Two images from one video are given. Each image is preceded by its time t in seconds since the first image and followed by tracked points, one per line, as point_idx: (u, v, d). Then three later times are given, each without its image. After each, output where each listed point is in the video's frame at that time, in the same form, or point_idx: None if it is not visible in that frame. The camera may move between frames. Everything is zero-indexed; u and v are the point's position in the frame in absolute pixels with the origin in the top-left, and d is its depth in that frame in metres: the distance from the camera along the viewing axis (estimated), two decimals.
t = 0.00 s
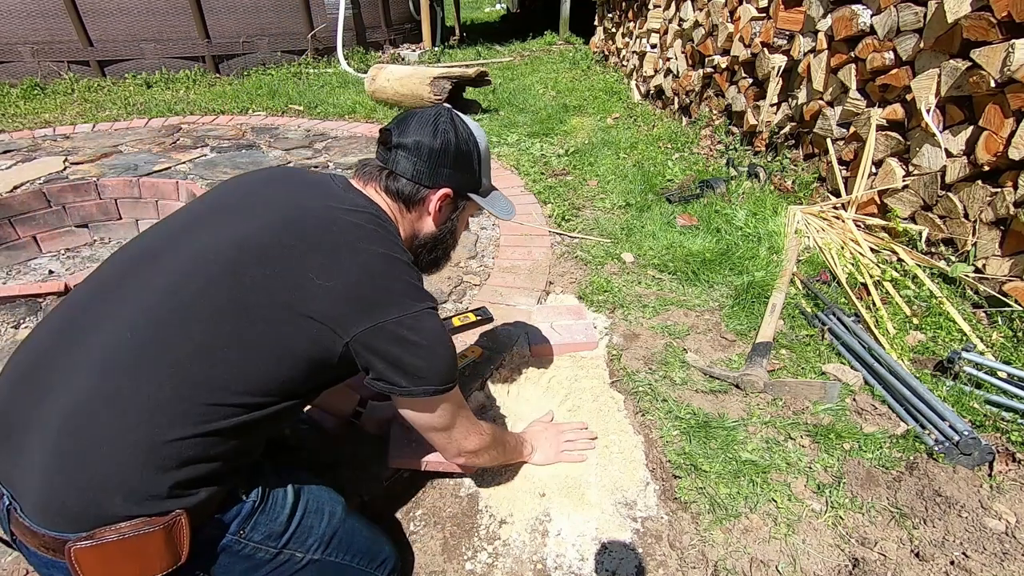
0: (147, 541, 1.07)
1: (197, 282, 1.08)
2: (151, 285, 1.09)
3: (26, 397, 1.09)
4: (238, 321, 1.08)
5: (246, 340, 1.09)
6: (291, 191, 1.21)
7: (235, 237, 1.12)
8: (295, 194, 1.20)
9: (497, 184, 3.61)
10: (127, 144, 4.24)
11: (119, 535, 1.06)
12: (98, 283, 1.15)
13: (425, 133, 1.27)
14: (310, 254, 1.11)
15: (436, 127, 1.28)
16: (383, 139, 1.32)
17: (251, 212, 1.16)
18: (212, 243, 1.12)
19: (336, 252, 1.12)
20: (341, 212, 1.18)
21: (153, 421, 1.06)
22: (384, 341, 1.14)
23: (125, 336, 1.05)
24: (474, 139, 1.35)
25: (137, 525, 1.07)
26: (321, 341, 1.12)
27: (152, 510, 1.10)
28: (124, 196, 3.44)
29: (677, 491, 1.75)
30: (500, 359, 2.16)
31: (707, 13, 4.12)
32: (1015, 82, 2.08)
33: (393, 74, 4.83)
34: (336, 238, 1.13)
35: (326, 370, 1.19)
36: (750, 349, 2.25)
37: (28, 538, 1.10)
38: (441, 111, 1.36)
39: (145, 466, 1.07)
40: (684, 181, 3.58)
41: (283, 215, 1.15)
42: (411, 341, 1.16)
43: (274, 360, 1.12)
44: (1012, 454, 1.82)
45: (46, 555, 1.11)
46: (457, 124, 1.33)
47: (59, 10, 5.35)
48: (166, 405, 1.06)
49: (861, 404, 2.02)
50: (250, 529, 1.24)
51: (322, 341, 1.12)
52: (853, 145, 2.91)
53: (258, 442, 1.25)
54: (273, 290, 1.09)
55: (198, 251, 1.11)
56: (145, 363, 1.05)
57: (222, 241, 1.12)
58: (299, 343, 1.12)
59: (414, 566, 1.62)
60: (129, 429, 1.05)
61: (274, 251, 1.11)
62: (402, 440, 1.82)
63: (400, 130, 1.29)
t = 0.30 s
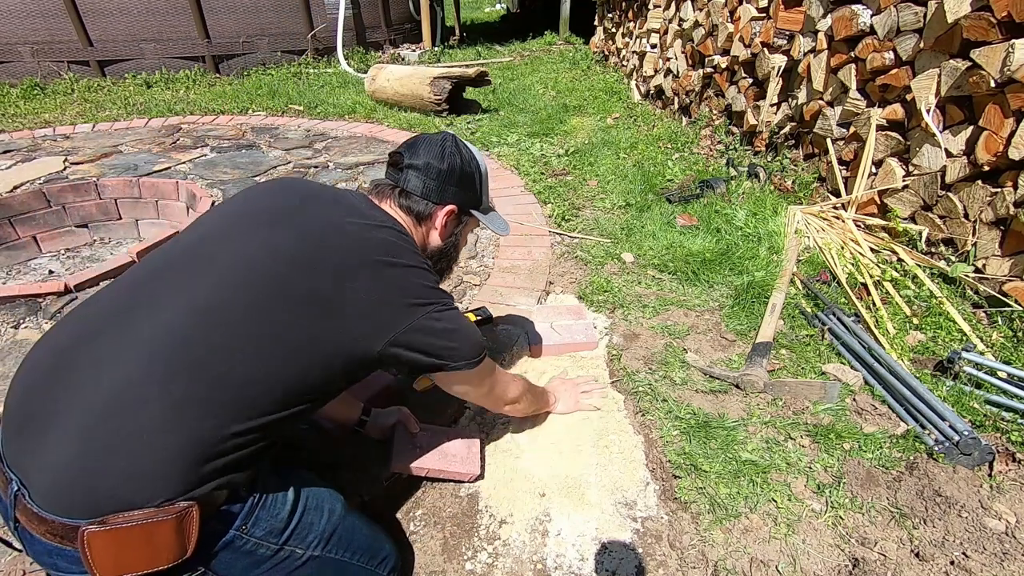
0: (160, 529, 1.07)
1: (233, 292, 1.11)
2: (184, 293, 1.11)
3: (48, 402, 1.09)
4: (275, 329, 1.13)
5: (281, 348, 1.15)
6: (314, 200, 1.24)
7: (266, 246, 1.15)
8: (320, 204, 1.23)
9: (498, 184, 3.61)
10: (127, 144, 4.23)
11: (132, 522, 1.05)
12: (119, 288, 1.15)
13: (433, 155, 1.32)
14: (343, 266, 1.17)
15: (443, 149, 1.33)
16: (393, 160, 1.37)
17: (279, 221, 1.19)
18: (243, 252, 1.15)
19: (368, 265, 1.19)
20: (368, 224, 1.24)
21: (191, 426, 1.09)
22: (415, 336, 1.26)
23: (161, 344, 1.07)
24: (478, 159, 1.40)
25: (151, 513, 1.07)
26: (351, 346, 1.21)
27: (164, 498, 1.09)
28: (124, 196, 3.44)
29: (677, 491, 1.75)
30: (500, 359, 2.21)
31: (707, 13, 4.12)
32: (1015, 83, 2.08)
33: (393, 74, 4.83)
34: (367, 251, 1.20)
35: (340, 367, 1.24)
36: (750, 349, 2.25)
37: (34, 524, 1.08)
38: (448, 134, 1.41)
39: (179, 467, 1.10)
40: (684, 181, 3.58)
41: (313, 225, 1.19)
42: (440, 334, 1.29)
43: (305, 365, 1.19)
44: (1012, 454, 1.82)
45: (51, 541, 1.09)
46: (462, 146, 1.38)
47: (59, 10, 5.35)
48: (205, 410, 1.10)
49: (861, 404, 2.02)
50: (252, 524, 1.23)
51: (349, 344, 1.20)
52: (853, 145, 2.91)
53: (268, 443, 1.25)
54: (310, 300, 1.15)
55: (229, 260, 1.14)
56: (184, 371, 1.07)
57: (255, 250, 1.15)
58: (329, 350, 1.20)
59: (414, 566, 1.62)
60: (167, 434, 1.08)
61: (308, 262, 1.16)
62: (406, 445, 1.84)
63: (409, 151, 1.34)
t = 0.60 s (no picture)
0: (174, 516, 1.07)
1: (239, 287, 1.11)
2: (189, 289, 1.11)
3: (57, 399, 1.09)
4: (282, 323, 1.14)
5: (289, 342, 1.15)
6: (319, 194, 1.24)
7: (272, 241, 1.15)
8: (324, 198, 1.23)
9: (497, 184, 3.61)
10: (127, 144, 4.23)
11: (146, 508, 1.05)
12: (125, 285, 1.15)
13: (442, 146, 1.34)
14: (350, 259, 1.18)
15: (452, 141, 1.36)
16: (402, 152, 1.38)
17: (283, 216, 1.19)
18: (249, 247, 1.15)
19: (374, 258, 1.19)
20: (374, 216, 1.24)
21: (201, 421, 1.10)
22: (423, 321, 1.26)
23: (169, 341, 1.07)
24: (485, 155, 1.43)
25: (166, 500, 1.07)
26: (359, 335, 1.21)
27: (177, 485, 1.10)
28: (124, 196, 3.44)
29: (677, 491, 1.75)
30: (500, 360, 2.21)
31: (707, 13, 4.12)
32: (1015, 82, 2.08)
33: (393, 74, 4.83)
34: (373, 245, 1.20)
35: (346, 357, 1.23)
36: (750, 349, 2.25)
37: (48, 510, 1.09)
38: (456, 129, 1.44)
39: (190, 462, 1.10)
40: (684, 181, 3.58)
41: (318, 220, 1.19)
42: (451, 323, 1.30)
43: (313, 359, 1.19)
44: (1012, 454, 1.82)
45: (64, 526, 1.09)
46: (470, 141, 1.41)
47: (59, 10, 5.35)
48: (214, 405, 1.10)
49: (861, 404, 2.02)
50: (261, 516, 1.24)
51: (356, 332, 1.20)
52: (853, 145, 2.91)
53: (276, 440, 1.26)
54: (317, 293, 1.15)
55: (235, 255, 1.14)
56: (193, 367, 1.07)
57: (261, 246, 1.14)
58: (339, 339, 1.20)
59: (414, 565, 1.62)
60: (177, 429, 1.08)
61: (315, 256, 1.16)
62: (407, 444, 1.83)
63: (418, 143, 1.36)
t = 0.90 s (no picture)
0: (175, 519, 1.07)
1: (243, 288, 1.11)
2: (192, 289, 1.11)
3: (59, 400, 1.09)
4: (285, 324, 1.14)
5: (292, 343, 1.15)
6: (321, 195, 1.24)
7: (276, 242, 1.16)
8: (327, 198, 1.23)
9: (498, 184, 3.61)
10: (127, 144, 4.23)
11: (147, 511, 1.05)
12: (127, 287, 1.15)
13: (449, 146, 1.33)
14: (354, 260, 1.18)
15: (458, 141, 1.35)
16: (408, 151, 1.38)
17: (287, 217, 1.19)
18: (252, 248, 1.15)
19: (377, 258, 1.20)
20: (377, 216, 1.24)
21: (202, 422, 1.09)
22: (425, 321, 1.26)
23: (172, 342, 1.07)
24: (492, 154, 1.42)
25: (166, 502, 1.07)
26: (361, 335, 1.21)
27: (179, 488, 1.10)
28: (124, 196, 3.44)
29: (677, 491, 1.75)
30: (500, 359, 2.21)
31: (707, 13, 4.12)
32: (1015, 83, 2.08)
33: (393, 74, 4.83)
34: (376, 245, 1.20)
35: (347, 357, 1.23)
36: (750, 349, 2.25)
37: (50, 511, 1.09)
38: (463, 127, 1.43)
39: (192, 463, 1.10)
40: (684, 181, 3.58)
41: (321, 221, 1.19)
42: (453, 322, 1.30)
43: (316, 359, 1.19)
44: (1012, 454, 1.82)
45: (66, 527, 1.09)
46: (477, 140, 1.40)
47: (59, 10, 5.35)
48: (216, 405, 1.10)
49: (861, 404, 2.02)
50: (260, 518, 1.24)
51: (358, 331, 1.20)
52: (853, 145, 2.91)
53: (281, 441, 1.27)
54: (320, 294, 1.15)
55: (239, 256, 1.14)
56: (194, 367, 1.08)
57: (264, 247, 1.15)
58: (340, 339, 1.20)
59: (414, 565, 1.63)
60: (179, 430, 1.08)
61: (318, 258, 1.16)
62: (407, 444, 1.83)
63: (425, 142, 1.35)
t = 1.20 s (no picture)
0: (178, 515, 1.07)
1: (241, 281, 1.11)
2: (190, 284, 1.11)
3: (59, 397, 1.08)
4: (284, 317, 1.13)
5: (291, 335, 1.15)
6: (319, 188, 1.23)
7: (274, 235, 1.15)
8: (324, 190, 1.23)
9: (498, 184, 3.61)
10: (127, 144, 4.23)
11: (150, 507, 1.05)
12: (126, 282, 1.15)
13: (442, 129, 1.34)
14: (352, 252, 1.18)
15: (452, 124, 1.35)
16: (402, 135, 1.38)
17: (284, 209, 1.19)
18: (249, 241, 1.15)
19: (375, 250, 1.19)
20: (376, 206, 1.24)
21: (203, 417, 1.09)
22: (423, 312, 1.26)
23: (172, 336, 1.07)
24: (486, 137, 1.42)
25: (169, 499, 1.07)
26: (360, 327, 1.21)
27: (180, 485, 1.09)
28: (124, 196, 3.44)
29: (677, 491, 1.75)
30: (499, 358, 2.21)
31: (707, 13, 4.12)
32: (1015, 83, 2.08)
33: (393, 74, 4.82)
34: (375, 236, 1.20)
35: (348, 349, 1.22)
36: (750, 349, 2.25)
37: (53, 508, 1.09)
38: (456, 111, 1.43)
39: (193, 458, 1.10)
40: (684, 181, 3.58)
41: (319, 212, 1.19)
42: (452, 315, 1.30)
43: (315, 352, 1.19)
44: (1012, 454, 1.82)
45: (69, 523, 1.09)
46: (471, 122, 1.40)
47: (59, 10, 5.35)
48: (215, 398, 1.10)
49: (861, 404, 2.02)
50: (264, 514, 1.24)
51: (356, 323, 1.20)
52: (853, 145, 2.91)
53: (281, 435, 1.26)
54: (319, 286, 1.15)
55: (237, 249, 1.14)
56: (193, 361, 1.07)
57: (262, 240, 1.14)
58: (339, 331, 1.19)
59: (414, 565, 1.62)
60: (179, 425, 1.08)
61: (317, 250, 1.15)
62: (407, 443, 1.83)
63: (418, 126, 1.35)
